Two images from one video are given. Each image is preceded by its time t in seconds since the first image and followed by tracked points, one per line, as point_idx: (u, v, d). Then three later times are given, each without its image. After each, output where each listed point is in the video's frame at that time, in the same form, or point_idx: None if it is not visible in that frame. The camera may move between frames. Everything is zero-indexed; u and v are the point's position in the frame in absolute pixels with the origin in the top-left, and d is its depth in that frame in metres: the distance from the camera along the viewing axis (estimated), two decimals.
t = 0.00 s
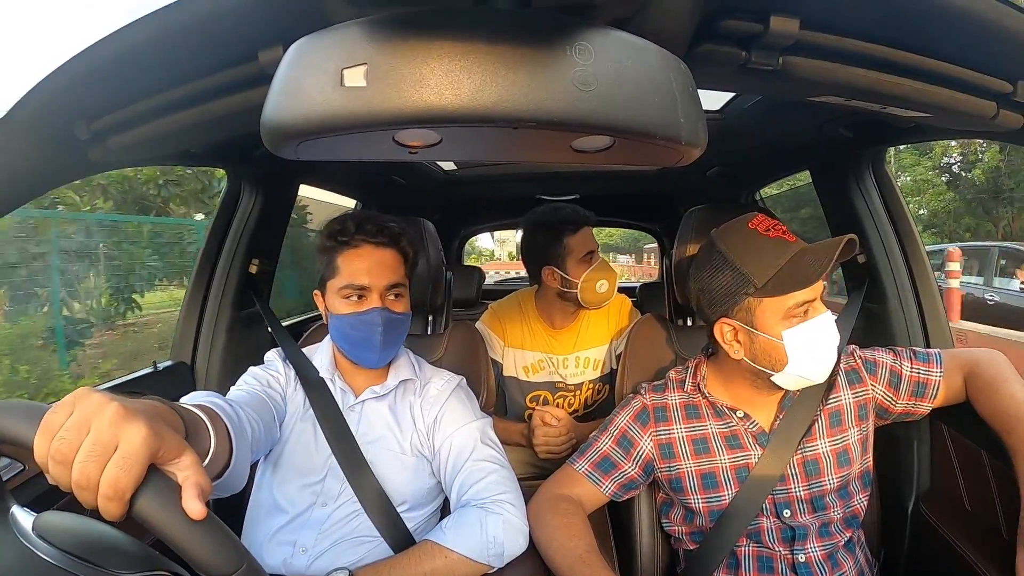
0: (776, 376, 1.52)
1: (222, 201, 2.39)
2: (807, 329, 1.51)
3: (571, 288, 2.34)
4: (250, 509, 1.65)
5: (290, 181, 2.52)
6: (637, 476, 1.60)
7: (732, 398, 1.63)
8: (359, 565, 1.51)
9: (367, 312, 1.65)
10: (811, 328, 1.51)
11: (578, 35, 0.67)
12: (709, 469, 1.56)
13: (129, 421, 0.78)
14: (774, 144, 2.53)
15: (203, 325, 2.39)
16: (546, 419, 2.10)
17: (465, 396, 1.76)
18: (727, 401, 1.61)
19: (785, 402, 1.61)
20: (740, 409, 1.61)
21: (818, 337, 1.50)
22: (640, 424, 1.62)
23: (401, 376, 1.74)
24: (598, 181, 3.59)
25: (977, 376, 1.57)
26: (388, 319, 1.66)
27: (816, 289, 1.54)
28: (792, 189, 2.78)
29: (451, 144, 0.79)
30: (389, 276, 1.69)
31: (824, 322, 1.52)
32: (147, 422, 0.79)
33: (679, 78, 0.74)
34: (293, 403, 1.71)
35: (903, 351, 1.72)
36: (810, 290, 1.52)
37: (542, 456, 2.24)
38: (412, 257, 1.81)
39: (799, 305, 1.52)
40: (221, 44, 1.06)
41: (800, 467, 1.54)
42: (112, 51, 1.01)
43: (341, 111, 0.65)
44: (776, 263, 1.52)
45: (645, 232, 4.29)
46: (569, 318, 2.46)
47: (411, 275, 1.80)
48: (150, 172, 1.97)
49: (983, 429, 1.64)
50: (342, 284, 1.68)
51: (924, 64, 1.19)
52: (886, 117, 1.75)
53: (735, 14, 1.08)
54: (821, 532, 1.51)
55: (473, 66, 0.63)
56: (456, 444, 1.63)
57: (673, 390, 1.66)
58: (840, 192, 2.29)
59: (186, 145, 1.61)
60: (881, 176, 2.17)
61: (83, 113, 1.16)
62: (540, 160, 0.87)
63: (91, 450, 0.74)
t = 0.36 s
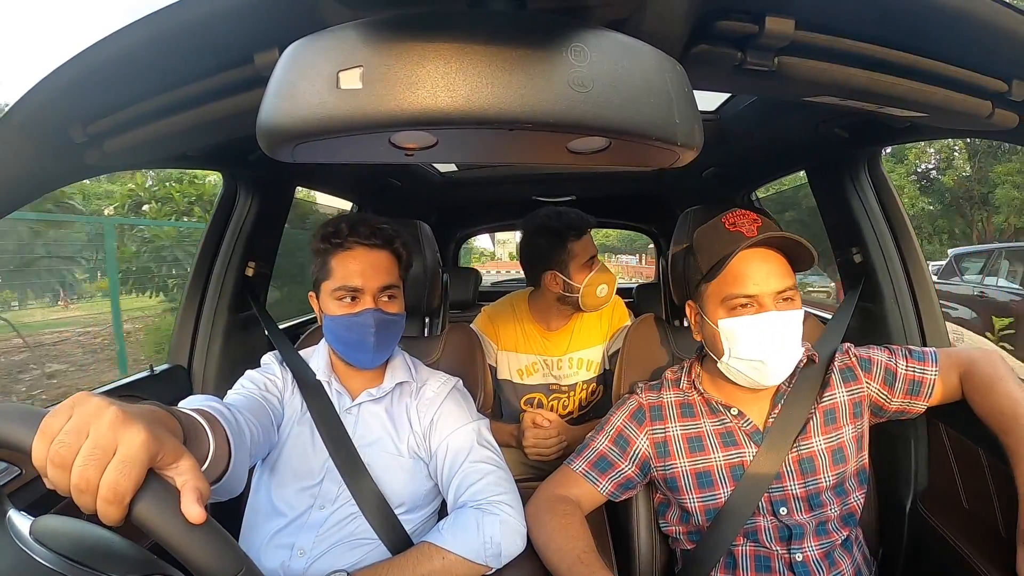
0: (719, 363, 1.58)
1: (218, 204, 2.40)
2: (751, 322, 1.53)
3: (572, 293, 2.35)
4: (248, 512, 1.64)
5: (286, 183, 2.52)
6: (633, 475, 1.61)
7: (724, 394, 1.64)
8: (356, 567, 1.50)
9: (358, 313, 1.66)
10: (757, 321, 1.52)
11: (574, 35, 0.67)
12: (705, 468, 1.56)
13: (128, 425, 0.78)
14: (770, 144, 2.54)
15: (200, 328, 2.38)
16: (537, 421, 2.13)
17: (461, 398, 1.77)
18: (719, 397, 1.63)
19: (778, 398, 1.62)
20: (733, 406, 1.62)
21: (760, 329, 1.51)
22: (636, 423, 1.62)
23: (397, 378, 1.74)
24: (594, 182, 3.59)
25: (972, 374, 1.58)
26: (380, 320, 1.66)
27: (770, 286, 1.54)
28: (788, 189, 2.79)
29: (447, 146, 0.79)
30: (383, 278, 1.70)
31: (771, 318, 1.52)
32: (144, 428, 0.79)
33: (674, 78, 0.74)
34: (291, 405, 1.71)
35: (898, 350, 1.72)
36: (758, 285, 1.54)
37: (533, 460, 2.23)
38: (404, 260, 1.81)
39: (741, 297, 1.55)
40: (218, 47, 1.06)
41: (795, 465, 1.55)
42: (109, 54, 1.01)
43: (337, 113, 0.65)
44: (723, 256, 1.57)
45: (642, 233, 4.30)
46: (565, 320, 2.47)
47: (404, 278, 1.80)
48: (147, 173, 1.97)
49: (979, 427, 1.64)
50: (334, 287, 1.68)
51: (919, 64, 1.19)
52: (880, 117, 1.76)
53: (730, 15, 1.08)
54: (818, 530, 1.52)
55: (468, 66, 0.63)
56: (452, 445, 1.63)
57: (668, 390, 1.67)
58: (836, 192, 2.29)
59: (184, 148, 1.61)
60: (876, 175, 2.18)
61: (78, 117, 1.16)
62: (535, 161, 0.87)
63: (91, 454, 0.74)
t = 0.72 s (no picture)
0: (717, 358, 1.58)
1: (215, 202, 2.39)
2: (750, 317, 1.53)
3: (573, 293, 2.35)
4: (246, 511, 1.64)
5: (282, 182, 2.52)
6: (631, 471, 1.61)
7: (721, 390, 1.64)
8: (355, 566, 1.50)
9: (338, 307, 1.65)
10: (757, 317, 1.53)
11: (570, 34, 0.67)
12: (703, 464, 1.56)
13: (127, 427, 0.77)
14: (765, 141, 2.54)
15: (197, 327, 2.38)
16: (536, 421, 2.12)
17: (458, 396, 1.77)
18: (717, 393, 1.63)
19: (777, 394, 1.62)
20: (731, 402, 1.62)
21: (761, 325, 1.51)
22: (634, 420, 1.63)
23: (394, 376, 1.74)
24: (591, 180, 3.59)
25: (969, 370, 1.58)
26: (359, 316, 1.65)
27: (770, 283, 1.54)
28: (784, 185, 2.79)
29: (443, 143, 0.79)
30: (366, 273, 1.69)
31: (773, 315, 1.52)
32: (143, 427, 0.79)
33: (670, 75, 0.74)
34: (288, 404, 1.71)
35: (895, 345, 1.73)
36: (759, 282, 1.54)
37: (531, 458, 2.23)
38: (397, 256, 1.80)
39: (741, 293, 1.55)
40: (214, 46, 1.06)
41: (793, 461, 1.55)
42: (103, 54, 1.01)
43: (332, 112, 0.65)
44: (723, 252, 1.57)
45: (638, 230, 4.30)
46: (563, 319, 2.47)
47: (396, 275, 1.79)
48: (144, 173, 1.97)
49: (977, 422, 1.64)
50: (319, 279, 1.69)
51: (917, 60, 1.19)
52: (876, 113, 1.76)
53: (726, 12, 1.08)
54: (816, 526, 1.52)
55: (464, 65, 0.63)
56: (450, 443, 1.63)
57: (666, 386, 1.67)
58: (832, 188, 2.30)
59: (179, 148, 1.61)
60: (873, 170, 2.18)
61: (74, 117, 1.15)
62: (532, 158, 0.87)
63: (91, 456, 0.74)
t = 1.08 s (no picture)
0: (715, 357, 1.58)
1: (211, 201, 2.39)
2: (748, 317, 1.53)
3: (566, 290, 2.35)
4: (243, 512, 1.64)
5: (278, 182, 2.51)
6: (628, 471, 1.61)
7: (717, 389, 1.65)
8: (353, 566, 1.50)
9: (331, 308, 1.65)
10: (754, 316, 1.53)
11: (567, 34, 0.67)
12: (699, 463, 1.56)
13: (124, 426, 0.77)
14: (761, 140, 2.55)
15: (193, 327, 2.38)
16: (532, 421, 2.12)
17: (455, 396, 1.76)
18: (713, 393, 1.63)
19: (772, 393, 1.62)
20: (728, 401, 1.62)
21: (759, 324, 1.52)
22: (630, 419, 1.63)
23: (390, 375, 1.74)
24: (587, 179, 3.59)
25: (964, 370, 1.59)
26: (351, 317, 1.65)
27: (768, 282, 1.55)
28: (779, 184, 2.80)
29: (440, 143, 0.79)
30: (357, 274, 1.68)
31: (771, 314, 1.53)
32: (139, 426, 0.79)
33: (667, 74, 0.74)
34: (285, 404, 1.70)
35: (891, 345, 1.73)
36: (756, 281, 1.54)
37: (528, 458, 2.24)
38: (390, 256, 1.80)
39: (739, 293, 1.55)
40: (210, 46, 1.06)
41: (790, 459, 1.55)
42: (99, 53, 1.01)
43: (328, 111, 0.65)
44: (720, 252, 1.57)
45: (634, 229, 4.31)
46: (558, 317, 2.47)
47: (389, 274, 1.79)
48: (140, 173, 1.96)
49: (972, 420, 1.65)
50: (312, 281, 1.70)
51: (914, 60, 1.19)
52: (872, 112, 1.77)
53: (722, 11, 1.09)
54: (812, 525, 1.53)
55: (462, 65, 0.63)
56: (447, 443, 1.63)
57: (662, 385, 1.67)
58: (828, 187, 2.30)
59: (175, 147, 1.61)
60: (869, 169, 2.18)
61: (70, 117, 1.15)
62: (529, 157, 0.87)
63: (87, 455, 0.73)
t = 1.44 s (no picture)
0: (701, 354, 1.60)
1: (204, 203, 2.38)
2: (730, 314, 1.54)
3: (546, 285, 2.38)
4: (235, 515, 1.63)
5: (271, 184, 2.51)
6: (619, 471, 1.61)
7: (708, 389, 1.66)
8: (345, 568, 1.49)
9: (336, 313, 1.65)
10: (736, 312, 1.54)
11: (560, 38, 0.67)
12: (690, 463, 1.57)
13: (113, 427, 0.77)
14: (754, 145, 2.56)
15: (185, 329, 2.36)
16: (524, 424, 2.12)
17: (448, 398, 1.77)
18: (704, 392, 1.64)
19: (761, 393, 1.63)
20: (717, 400, 1.63)
21: (741, 320, 1.52)
22: (621, 420, 1.63)
23: (384, 378, 1.74)
24: (581, 183, 3.60)
25: (951, 373, 1.60)
26: (358, 320, 1.65)
27: (750, 280, 1.55)
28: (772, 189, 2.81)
29: (433, 146, 0.79)
30: (361, 278, 1.69)
31: (752, 310, 1.53)
32: (129, 429, 0.79)
33: (659, 79, 0.74)
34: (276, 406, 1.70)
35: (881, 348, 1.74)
36: (738, 278, 1.55)
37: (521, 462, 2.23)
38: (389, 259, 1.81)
39: (721, 290, 1.56)
40: (203, 48, 1.05)
41: (779, 459, 1.56)
42: (92, 56, 1.00)
43: (322, 114, 0.65)
44: (702, 251, 1.58)
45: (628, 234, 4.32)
46: (548, 317, 2.47)
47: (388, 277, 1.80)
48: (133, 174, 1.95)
49: (961, 424, 1.66)
50: (315, 284, 1.68)
51: (906, 66, 1.20)
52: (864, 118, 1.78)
53: (714, 17, 1.09)
54: (803, 526, 1.53)
55: (455, 68, 0.63)
56: (438, 444, 1.63)
57: (653, 386, 1.68)
58: (820, 191, 2.31)
59: (168, 149, 1.60)
60: (860, 174, 2.19)
61: (62, 118, 1.14)
62: (521, 161, 0.87)
63: (77, 456, 0.73)
